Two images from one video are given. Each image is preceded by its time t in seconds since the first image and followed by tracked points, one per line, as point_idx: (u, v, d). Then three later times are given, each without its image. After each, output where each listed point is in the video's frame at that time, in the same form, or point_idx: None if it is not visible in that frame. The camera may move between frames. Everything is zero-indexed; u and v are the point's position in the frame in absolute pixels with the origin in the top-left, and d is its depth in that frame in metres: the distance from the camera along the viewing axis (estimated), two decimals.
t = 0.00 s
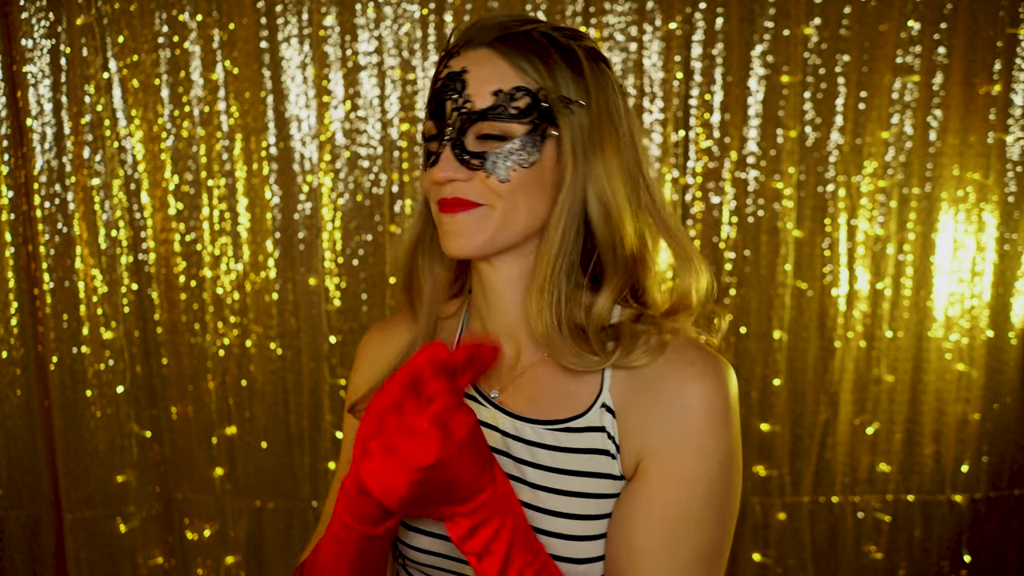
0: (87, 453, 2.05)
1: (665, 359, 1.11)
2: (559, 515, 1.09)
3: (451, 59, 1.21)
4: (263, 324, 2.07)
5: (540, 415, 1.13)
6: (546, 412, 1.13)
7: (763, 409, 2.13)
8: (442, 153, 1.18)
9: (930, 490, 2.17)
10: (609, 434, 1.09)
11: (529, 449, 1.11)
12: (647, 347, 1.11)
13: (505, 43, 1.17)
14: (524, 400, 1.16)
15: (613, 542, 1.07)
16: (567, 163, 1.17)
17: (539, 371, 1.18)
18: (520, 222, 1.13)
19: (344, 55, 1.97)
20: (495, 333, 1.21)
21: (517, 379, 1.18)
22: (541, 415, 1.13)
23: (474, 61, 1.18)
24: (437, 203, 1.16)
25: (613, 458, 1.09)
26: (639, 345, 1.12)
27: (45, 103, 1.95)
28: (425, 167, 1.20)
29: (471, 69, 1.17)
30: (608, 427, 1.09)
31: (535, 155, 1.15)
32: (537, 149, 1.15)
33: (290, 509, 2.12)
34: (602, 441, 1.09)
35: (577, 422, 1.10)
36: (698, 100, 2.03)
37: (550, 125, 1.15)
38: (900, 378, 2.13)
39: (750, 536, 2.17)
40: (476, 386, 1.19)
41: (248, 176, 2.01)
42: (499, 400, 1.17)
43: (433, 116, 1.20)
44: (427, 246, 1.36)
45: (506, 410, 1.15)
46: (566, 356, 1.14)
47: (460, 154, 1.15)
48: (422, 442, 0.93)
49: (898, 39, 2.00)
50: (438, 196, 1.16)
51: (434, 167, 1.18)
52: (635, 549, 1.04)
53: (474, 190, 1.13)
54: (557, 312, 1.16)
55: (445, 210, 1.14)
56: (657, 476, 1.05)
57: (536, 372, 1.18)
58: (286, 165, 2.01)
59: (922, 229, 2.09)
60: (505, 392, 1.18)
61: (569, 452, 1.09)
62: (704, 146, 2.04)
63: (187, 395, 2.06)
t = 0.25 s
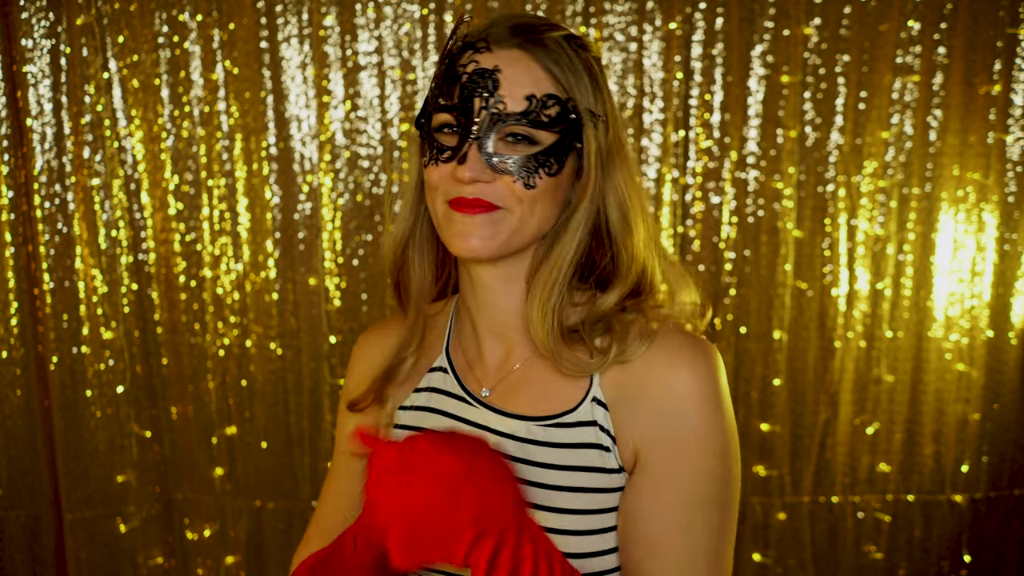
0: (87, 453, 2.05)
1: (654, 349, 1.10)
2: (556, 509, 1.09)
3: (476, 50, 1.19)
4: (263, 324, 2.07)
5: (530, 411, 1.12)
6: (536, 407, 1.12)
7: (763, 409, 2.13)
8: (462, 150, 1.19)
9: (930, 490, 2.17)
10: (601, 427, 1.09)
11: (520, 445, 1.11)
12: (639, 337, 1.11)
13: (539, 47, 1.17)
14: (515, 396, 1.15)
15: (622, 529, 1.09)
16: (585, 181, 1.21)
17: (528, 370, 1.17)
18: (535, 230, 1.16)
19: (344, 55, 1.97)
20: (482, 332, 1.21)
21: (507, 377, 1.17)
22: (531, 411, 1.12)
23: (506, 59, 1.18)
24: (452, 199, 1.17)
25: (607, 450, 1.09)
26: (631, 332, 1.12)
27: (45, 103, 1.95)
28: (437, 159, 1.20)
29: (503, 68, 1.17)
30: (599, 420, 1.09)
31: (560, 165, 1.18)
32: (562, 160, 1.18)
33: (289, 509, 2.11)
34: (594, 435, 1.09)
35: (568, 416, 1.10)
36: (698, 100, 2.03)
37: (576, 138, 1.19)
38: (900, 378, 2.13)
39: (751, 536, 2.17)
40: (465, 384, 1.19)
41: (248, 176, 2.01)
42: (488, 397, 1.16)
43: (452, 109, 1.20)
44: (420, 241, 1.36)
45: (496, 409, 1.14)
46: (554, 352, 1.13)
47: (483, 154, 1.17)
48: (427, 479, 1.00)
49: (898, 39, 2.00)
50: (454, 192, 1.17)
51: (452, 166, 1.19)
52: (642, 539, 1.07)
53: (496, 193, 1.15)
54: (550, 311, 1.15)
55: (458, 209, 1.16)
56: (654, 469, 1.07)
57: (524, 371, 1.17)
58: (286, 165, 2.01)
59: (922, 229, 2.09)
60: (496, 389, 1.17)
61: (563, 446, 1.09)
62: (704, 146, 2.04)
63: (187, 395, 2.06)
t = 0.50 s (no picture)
0: (87, 453, 2.05)
1: (645, 340, 1.11)
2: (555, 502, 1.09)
3: (499, 54, 1.18)
4: (263, 324, 2.07)
5: (526, 407, 1.13)
6: (531, 402, 1.13)
7: (763, 408, 2.13)
8: (482, 155, 1.19)
9: (930, 490, 2.17)
10: (597, 419, 1.09)
11: (517, 440, 1.11)
12: (633, 327, 1.12)
13: (563, 57, 1.17)
14: (511, 392, 1.15)
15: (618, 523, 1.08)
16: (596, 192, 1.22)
17: (523, 366, 1.17)
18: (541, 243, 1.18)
19: (344, 55, 1.97)
20: (478, 329, 1.22)
21: (503, 374, 1.18)
22: (527, 406, 1.12)
23: (532, 68, 1.17)
24: (471, 204, 1.16)
25: (604, 442, 1.09)
26: (626, 324, 1.13)
27: (45, 103, 1.95)
28: (454, 162, 1.20)
29: (530, 76, 1.17)
30: (595, 412, 1.10)
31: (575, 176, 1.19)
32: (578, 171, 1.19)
33: (290, 509, 2.11)
34: (591, 427, 1.09)
35: (564, 410, 1.10)
36: (698, 99, 2.03)
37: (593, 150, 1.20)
38: (899, 378, 2.14)
39: (750, 536, 2.17)
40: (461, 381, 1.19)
41: (248, 176, 2.01)
42: (484, 394, 1.16)
43: (475, 114, 1.20)
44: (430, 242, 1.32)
45: (491, 405, 1.14)
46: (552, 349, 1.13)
47: (507, 163, 1.18)
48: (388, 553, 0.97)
49: (898, 39, 2.00)
50: (472, 197, 1.17)
51: (471, 173, 1.18)
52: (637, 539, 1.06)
53: (519, 203, 1.16)
54: (550, 310, 1.16)
55: (478, 215, 1.15)
56: (647, 466, 1.06)
57: (519, 368, 1.17)
58: (286, 165, 2.01)
59: (922, 229, 2.09)
60: (492, 385, 1.17)
61: (559, 440, 1.09)
62: (704, 146, 2.04)
63: (187, 395, 2.06)
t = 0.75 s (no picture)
0: (87, 453, 2.05)
1: (636, 331, 1.10)
2: (550, 493, 1.07)
3: (547, 77, 1.16)
4: (263, 324, 2.06)
5: (520, 400, 1.12)
6: (526, 396, 1.12)
7: (763, 408, 2.13)
8: (529, 181, 1.15)
9: (930, 490, 2.17)
10: (592, 409, 1.09)
11: (514, 433, 1.11)
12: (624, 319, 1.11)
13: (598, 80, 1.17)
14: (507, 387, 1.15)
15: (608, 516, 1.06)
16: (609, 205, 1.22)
17: (519, 362, 1.18)
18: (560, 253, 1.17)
19: (344, 55, 1.97)
20: (478, 329, 1.24)
21: (499, 370, 1.18)
22: (522, 400, 1.12)
23: (581, 95, 1.16)
24: (514, 229, 1.14)
25: (599, 432, 1.08)
26: (617, 316, 1.12)
27: (45, 103, 1.95)
28: (498, 185, 1.16)
29: (579, 104, 1.16)
30: (590, 402, 1.09)
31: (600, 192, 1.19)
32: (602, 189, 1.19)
33: (289, 509, 2.11)
34: (586, 417, 1.09)
35: (558, 401, 1.10)
36: (698, 99, 2.03)
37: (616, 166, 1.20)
38: (899, 378, 2.13)
39: (751, 536, 2.17)
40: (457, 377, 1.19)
41: (248, 176, 2.01)
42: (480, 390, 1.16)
43: (527, 140, 1.16)
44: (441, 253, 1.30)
45: (488, 400, 1.14)
46: (550, 344, 1.13)
47: (557, 191, 1.14)
48: None
49: (898, 39, 2.00)
50: (517, 220, 1.14)
51: (515, 198, 1.15)
52: (624, 531, 1.04)
53: (562, 228, 1.15)
54: (547, 308, 1.17)
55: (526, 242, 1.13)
56: (637, 454, 1.05)
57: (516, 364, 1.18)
58: (285, 165, 2.01)
59: (922, 229, 2.09)
60: (489, 381, 1.18)
61: (554, 432, 1.09)
62: (704, 146, 2.04)
63: (187, 395, 2.06)
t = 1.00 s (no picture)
0: (87, 453, 2.05)
1: (632, 322, 1.11)
2: (550, 488, 1.07)
3: (583, 93, 1.15)
4: (263, 324, 2.06)
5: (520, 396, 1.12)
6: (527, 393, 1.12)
7: (763, 408, 2.13)
8: (566, 197, 1.12)
9: (931, 490, 2.17)
10: (593, 401, 1.09)
11: (514, 429, 1.10)
12: (620, 311, 1.12)
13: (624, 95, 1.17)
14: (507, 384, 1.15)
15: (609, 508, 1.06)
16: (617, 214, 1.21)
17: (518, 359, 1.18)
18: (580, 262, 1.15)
19: (344, 55, 1.97)
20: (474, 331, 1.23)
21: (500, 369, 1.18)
22: (523, 395, 1.12)
23: (615, 112, 1.16)
24: (551, 241, 1.10)
25: (601, 423, 1.09)
26: (615, 309, 1.13)
27: (45, 103, 1.95)
28: (534, 198, 1.11)
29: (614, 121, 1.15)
30: (591, 395, 1.09)
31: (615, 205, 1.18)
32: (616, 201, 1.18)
33: (290, 509, 2.11)
34: (587, 410, 1.09)
35: (559, 395, 1.10)
36: (698, 100, 2.03)
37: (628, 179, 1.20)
38: (899, 378, 2.13)
39: (751, 536, 2.17)
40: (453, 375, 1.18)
41: (248, 176, 2.01)
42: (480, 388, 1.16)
43: (565, 155, 1.13)
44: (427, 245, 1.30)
45: (487, 396, 1.13)
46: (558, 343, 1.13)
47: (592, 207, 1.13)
48: None
49: (898, 39, 2.00)
50: (553, 233, 1.11)
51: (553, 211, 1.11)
52: (622, 523, 1.04)
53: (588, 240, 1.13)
54: (549, 307, 1.17)
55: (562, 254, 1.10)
56: (633, 444, 1.05)
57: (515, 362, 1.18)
58: (285, 165, 2.01)
59: (922, 229, 2.09)
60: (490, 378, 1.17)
61: (556, 425, 1.09)
62: (704, 146, 2.04)
63: (187, 395, 2.06)
